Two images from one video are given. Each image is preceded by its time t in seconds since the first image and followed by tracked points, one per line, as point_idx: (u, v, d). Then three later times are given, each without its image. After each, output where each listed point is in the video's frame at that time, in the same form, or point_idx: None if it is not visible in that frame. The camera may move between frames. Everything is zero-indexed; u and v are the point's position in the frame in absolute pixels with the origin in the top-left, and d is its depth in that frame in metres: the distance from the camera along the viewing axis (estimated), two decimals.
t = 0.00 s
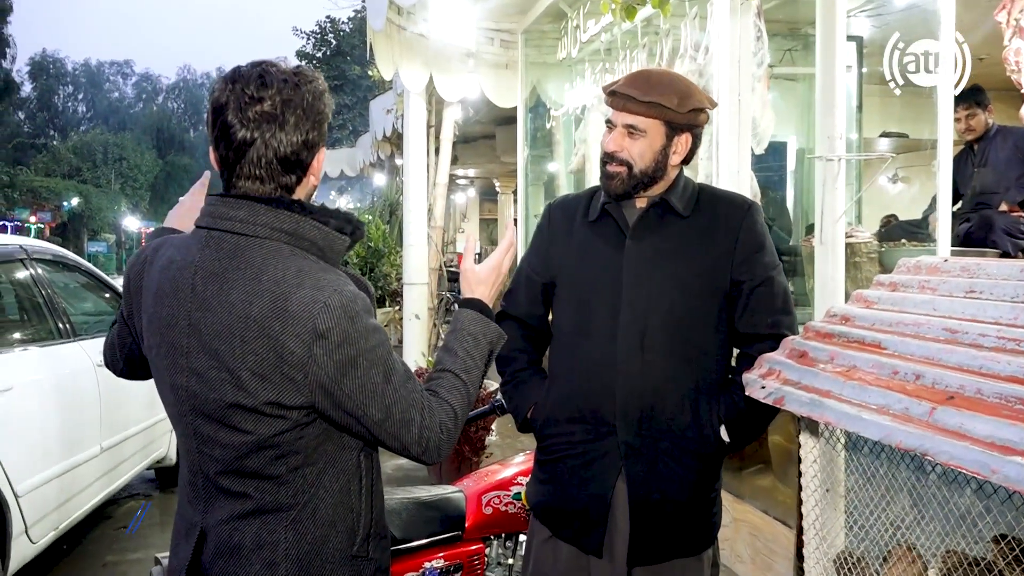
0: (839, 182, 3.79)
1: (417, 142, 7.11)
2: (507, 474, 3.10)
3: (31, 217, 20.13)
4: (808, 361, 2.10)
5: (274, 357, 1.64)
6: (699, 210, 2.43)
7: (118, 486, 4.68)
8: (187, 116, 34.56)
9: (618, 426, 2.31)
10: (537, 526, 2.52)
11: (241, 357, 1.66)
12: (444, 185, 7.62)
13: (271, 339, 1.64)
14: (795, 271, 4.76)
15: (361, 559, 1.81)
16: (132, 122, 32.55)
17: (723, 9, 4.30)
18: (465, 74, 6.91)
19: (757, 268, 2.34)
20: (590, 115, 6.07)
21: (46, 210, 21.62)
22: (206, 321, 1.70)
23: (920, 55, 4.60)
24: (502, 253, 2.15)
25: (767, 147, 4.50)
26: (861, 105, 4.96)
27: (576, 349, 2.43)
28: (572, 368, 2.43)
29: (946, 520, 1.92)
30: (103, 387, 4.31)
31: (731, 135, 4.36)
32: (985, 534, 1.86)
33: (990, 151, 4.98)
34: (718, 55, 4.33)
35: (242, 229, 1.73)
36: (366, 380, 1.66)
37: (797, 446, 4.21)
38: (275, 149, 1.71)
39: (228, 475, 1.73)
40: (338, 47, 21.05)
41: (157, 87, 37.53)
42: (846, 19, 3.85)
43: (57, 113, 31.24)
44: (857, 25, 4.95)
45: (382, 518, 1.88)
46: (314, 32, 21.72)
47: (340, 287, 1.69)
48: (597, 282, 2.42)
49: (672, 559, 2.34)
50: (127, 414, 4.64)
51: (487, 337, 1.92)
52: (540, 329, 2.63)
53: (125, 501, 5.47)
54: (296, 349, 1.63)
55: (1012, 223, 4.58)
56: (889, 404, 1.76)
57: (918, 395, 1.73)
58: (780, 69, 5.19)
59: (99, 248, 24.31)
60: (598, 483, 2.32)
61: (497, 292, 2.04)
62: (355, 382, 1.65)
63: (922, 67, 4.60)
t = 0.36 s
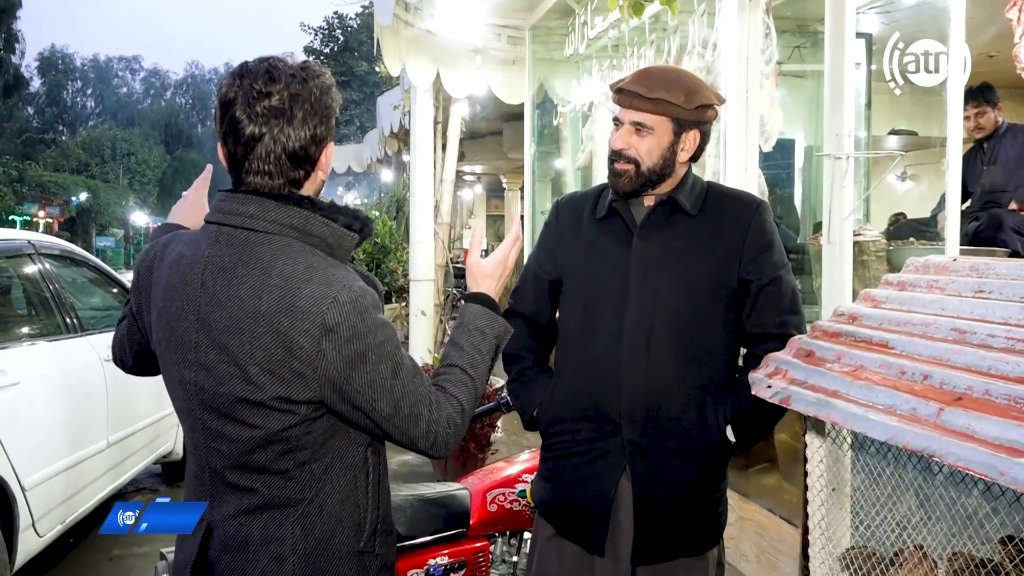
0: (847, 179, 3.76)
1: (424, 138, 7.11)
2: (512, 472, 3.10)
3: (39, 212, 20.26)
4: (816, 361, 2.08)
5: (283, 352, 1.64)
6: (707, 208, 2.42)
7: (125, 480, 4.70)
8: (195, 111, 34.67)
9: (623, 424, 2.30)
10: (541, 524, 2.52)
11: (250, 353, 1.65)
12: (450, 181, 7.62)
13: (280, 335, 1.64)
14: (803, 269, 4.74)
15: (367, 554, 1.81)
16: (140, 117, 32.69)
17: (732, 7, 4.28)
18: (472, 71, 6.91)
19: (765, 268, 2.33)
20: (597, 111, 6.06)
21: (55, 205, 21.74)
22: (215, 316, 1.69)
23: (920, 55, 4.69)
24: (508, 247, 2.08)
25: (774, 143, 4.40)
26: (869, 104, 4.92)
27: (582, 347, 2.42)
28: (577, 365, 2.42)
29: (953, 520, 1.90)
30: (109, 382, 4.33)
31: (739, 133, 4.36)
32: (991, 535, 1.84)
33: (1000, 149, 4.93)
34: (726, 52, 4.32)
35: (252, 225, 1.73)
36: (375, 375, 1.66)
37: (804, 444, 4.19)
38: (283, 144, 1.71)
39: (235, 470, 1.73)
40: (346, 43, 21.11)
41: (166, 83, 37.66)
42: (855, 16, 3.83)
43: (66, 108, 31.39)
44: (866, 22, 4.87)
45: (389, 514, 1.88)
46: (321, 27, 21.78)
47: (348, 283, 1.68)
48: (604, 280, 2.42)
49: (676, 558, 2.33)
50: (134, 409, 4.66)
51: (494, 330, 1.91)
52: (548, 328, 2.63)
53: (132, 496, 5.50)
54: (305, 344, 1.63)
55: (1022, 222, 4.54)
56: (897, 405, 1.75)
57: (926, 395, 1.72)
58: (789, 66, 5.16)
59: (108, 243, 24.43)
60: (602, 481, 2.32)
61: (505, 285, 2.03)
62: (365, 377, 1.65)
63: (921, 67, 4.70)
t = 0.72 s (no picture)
0: (853, 177, 3.75)
1: (429, 134, 7.12)
2: (514, 469, 3.07)
3: (46, 207, 20.37)
4: (818, 358, 2.08)
5: (316, 342, 1.67)
6: (711, 205, 2.42)
7: (130, 474, 4.72)
8: (202, 107, 34.78)
9: (626, 421, 2.31)
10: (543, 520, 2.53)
11: (285, 345, 1.67)
12: (456, 177, 7.64)
13: (315, 326, 1.67)
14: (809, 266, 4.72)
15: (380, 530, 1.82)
16: (148, 113, 32.84)
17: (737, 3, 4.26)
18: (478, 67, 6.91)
19: (767, 266, 2.33)
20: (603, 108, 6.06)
21: (62, 201, 21.86)
22: (245, 308, 1.69)
23: (920, 55, 4.72)
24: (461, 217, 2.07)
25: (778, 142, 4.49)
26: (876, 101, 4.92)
27: (584, 344, 2.43)
28: (579, 361, 2.43)
29: (954, 518, 1.89)
30: (114, 377, 4.34)
31: (744, 131, 4.34)
32: (992, 533, 1.82)
33: (1007, 146, 4.91)
34: (731, 49, 4.30)
35: (277, 220, 1.73)
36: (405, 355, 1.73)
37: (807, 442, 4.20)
38: (296, 144, 1.73)
39: (260, 466, 1.71)
40: (353, 39, 21.18)
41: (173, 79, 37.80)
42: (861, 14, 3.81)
43: (74, 103, 31.54)
44: (874, 19, 4.72)
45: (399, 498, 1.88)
46: (328, 24, 21.87)
47: (376, 274, 1.74)
48: (606, 278, 2.42)
49: (676, 554, 2.33)
50: (139, 404, 4.68)
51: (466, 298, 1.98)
52: (550, 325, 2.63)
53: (138, 490, 5.54)
54: (340, 335, 1.67)
55: None
56: (898, 402, 1.76)
57: (927, 394, 1.72)
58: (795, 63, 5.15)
59: (115, 239, 24.55)
60: (606, 477, 2.32)
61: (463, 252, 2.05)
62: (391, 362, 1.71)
63: (922, 67, 4.73)
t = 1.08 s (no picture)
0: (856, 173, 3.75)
1: (434, 130, 7.13)
2: (514, 464, 3.11)
3: (55, 203, 20.51)
4: (816, 355, 2.08)
5: (323, 336, 1.67)
6: (711, 202, 2.42)
7: (135, 469, 4.75)
8: (210, 103, 34.87)
9: (623, 417, 2.31)
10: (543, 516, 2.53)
11: (292, 338, 1.67)
12: (460, 174, 7.65)
13: (322, 319, 1.67)
14: (814, 263, 4.70)
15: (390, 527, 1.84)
16: (155, 109, 32.97)
17: None
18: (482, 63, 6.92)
19: (768, 264, 2.33)
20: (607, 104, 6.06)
21: (70, 196, 21.97)
22: (257, 300, 1.70)
23: (920, 55, 4.75)
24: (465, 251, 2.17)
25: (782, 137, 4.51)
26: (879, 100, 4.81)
27: (584, 341, 2.43)
28: (579, 358, 2.44)
29: (950, 515, 1.90)
30: (119, 372, 4.37)
31: (746, 126, 4.31)
32: (987, 530, 1.83)
33: (1013, 143, 4.89)
34: (734, 45, 4.30)
35: (293, 215, 1.74)
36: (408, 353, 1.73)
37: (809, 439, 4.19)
38: (315, 139, 1.73)
39: (267, 458, 1.72)
40: (359, 36, 21.26)
41: (180, 75, 37.92)
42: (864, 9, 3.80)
43: (81, 100, 31.70)
44: (881, 14, 4.66)
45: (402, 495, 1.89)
46: (335, 20, 21.93)
47: (384, 271, 1.75)
48: (606, 275, 2.43)
49: (677, 550, 2.34)
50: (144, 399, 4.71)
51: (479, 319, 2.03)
52: (550, 322, 2.64)
53: (144, 485, 5.57)
54: (346, 329, 1.67)
55: None
56: (895, 399, 1.75)
57: (924, 391, 1.72)
58: (801, 59, 5.14)
59: (121, 234, 24.65)
60: (604, 473, 2.33)
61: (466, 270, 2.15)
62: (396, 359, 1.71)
63: (922, 66, 4.77)
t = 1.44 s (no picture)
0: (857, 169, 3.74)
1: (437, 129, 7.14)
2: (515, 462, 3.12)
3: (65, 204, 20.70)
4: (811, 352, 2.08)
5: (295, 331, 1.67)
6: (707, 199, 2.42)
7: (140, 468, 4.78)
8: (218, 104, 35.02)
9: (619, 415, 2.32)
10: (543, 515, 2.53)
11: (263, 330, 1.68)
12: (464, 172, 7.66)
13: (293, 313, 1.67)
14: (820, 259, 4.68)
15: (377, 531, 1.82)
16: (164, 110, 33.16)
17: None
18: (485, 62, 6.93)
19: (765, 260, 2.33)
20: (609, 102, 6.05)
21: (79, 197, 22.12)
22: (235, 296, 1.73)
23: (920, 55, 4.61)
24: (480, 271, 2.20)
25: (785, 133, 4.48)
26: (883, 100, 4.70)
27: (581, 339, 2.44)
28: (577, 356, 2.44)
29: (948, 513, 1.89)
30: (123, 372, 4.40)
31: (747, 123, 4.30)
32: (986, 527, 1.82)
33: (1017, 137, 4.85)
34: (734, 42, 4.29)
35: (274, 212, 1.77)
36: (383, 356, 1.70)
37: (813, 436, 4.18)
38: (260, 129, 1.79)
39: (250, 453, 1.76)
40: (365, 35, 21.33)
41: (188, 76, 38.11)
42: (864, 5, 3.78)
43: (91, 101, 31.92)
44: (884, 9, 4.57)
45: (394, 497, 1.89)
46: (341, 20, 22.00)
47: (359, 269, 1.73)
48: (603, 274, 2.43)
49: (675, 548, 2.32)
50: (149, 398, 4.74)
51: (483, 333, 2.03)
52: (548, 321, 2.65)
53: (150, 484, 5.61)
54: (316, 325, 1.66)
55: None
56: (887, 396, 1.75)
57: (916, 387, 1.72)
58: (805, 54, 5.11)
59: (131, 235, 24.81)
60: (601, 470, 2.34)
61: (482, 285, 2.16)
62: (372, 359, 1.69)
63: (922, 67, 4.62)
